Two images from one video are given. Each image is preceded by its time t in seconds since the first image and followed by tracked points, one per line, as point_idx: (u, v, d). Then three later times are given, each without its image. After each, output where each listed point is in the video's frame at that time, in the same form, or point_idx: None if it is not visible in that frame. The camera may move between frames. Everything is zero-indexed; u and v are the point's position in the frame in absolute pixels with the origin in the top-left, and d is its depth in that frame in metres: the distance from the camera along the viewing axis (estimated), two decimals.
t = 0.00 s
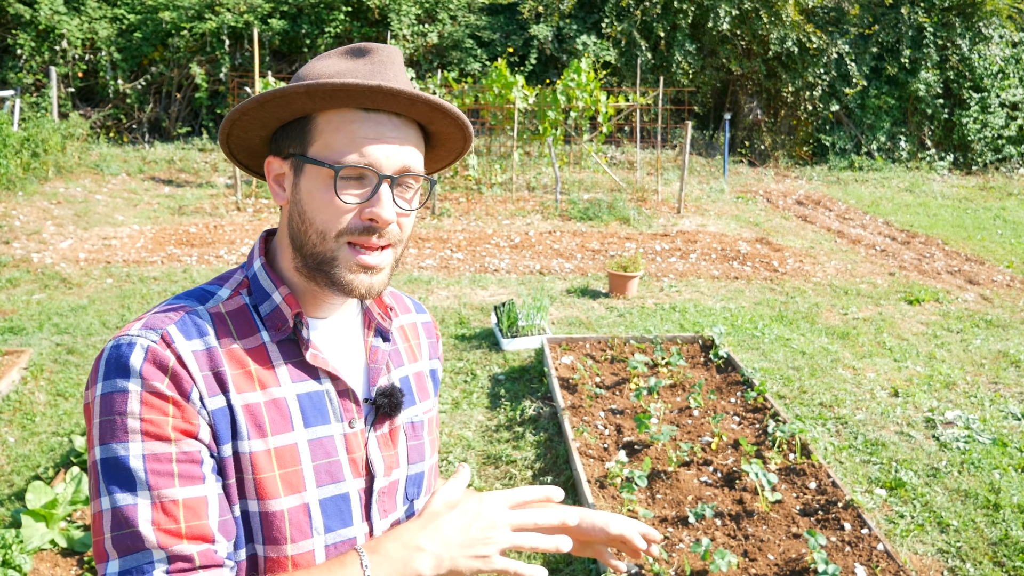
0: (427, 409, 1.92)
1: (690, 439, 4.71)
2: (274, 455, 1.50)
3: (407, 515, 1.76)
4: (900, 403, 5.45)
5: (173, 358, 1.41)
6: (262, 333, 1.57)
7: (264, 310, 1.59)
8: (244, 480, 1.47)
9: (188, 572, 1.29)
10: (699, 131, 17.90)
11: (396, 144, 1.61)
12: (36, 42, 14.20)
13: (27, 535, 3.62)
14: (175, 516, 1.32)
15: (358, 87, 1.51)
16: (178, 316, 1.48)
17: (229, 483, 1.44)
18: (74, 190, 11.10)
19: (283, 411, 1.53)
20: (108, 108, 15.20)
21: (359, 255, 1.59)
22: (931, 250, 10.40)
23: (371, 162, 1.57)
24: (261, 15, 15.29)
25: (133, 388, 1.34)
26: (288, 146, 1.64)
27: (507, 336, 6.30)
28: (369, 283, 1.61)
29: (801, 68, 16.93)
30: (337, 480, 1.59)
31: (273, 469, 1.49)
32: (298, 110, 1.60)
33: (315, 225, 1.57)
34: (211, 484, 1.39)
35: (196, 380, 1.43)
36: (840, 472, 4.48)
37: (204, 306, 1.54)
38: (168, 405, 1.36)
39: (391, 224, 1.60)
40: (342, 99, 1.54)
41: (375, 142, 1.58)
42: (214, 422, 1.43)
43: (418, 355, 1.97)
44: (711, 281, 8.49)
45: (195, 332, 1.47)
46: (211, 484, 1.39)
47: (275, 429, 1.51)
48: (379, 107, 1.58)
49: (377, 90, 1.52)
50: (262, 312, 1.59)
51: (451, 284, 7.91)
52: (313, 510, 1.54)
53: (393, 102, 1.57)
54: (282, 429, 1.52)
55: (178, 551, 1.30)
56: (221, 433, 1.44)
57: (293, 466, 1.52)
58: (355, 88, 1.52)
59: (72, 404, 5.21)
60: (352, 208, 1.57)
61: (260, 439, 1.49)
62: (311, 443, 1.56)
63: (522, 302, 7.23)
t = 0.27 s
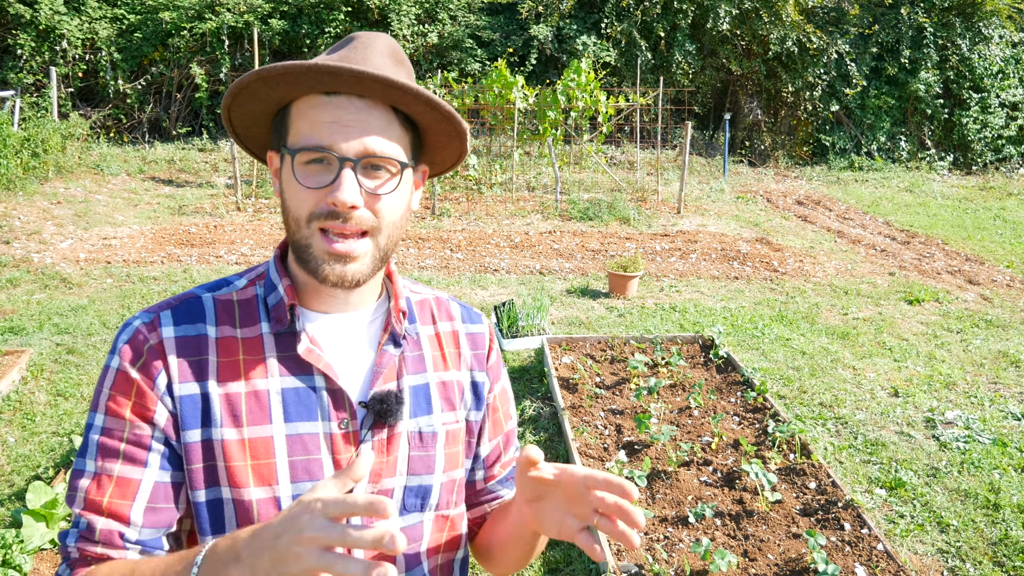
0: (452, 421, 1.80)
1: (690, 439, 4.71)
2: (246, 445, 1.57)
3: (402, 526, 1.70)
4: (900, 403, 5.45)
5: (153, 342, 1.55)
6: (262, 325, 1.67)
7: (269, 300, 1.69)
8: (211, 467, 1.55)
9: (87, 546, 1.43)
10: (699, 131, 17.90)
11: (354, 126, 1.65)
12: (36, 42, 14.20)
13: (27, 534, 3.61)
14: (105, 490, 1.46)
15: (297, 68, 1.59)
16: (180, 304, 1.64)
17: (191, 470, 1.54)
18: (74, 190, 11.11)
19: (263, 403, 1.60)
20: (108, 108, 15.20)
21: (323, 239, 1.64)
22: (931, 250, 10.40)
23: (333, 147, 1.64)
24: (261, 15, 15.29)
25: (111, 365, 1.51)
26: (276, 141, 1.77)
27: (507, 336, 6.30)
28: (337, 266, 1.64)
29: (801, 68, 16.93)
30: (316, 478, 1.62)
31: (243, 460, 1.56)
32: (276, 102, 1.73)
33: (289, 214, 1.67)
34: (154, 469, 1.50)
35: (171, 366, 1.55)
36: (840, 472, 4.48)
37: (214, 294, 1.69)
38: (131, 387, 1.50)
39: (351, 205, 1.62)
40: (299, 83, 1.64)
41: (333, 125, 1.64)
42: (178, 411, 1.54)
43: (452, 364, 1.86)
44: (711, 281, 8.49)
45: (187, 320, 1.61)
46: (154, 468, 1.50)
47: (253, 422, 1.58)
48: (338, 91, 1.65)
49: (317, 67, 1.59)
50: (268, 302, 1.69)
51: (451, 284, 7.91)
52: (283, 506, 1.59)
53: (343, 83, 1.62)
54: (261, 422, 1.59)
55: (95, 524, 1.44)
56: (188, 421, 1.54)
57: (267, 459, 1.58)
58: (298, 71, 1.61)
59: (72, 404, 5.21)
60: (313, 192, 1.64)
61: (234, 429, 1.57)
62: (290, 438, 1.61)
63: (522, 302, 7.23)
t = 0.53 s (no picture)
0: (456, 431, 1.72)
1: (690, 439, 4.71)
2: (235, 437, 1.64)
3: (389, 538, 1.66)
4: (900, 404, 5.45)
5: (162, 332, 1.71)
6: (269, 320, 1.74)
7: (281, 295, 1.75)
8: (202, 455, 1.65)
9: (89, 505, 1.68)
10: (699, 131, 17.90)
11: (338, 122, 1.66)
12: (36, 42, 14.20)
13: (28, 534, 3.62)
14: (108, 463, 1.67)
15: (275, 71, 1.63)
16: (197, 296, 1.76)
17: (183, 456, 1.65)
18: (74, 190, 11.11)
19: (254, 399, 1.67)
20: (109, 108, 15.20)
21: (316, 238, 1.64)
22: (931, 250, 10.41)
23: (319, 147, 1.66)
24: (261, 15, 15.30)
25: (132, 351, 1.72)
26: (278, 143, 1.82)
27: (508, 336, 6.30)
28: (329, 265, 1.65)
29: (801, 68, 16.92)
30: (298, 479, 1.65)
31: (231, 452, 1.64)
32: (271, 102, 1.78)
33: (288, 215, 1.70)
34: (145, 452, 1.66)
35: (173, 355, 1.69)
36: (840, 472, 4.48)
37: (233, 287, 1.80)
38: (139, 374, 1.69)
39: (339, 203, 1.62)
40: (283, 83, 1.68)
41: (317, 124, 1.67)
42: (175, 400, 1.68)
43: (466, 371, 1.76)
44: (711, 281, 8.50)
45: (199, 312, 1.73)
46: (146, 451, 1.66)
47: (244, 416, 1.65)
48: (322, 88, 1.66)
49: (295, 68, 1.62)
50: (280, 296, 1.75)
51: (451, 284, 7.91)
52: (264, 502, 1.64)
53: (321, 81, 1.64)
54: (251, 416, 1.66)
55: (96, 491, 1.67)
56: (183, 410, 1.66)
57: (253, 454, 1.64)
58: (278, 73, 1.65)
59: (72, 404, 5.22)
60: (305, 192, 1.66)
61: (225, 421, 1.65)
62: (277, 435, 1.65)
63: (522, 302, 7.23)
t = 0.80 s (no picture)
0: (450, 439, 1.71)
1: (690, 439, 4.71)
2: (229, 441, 1.65)
3: (379, 545, 1.67)
4: (900, 404, 5.45)
5: (163, 336, 1.73)
6: (266, 323, 1.74)
7: (278, 297, 1.75)
8: (199, 457, 1.66)
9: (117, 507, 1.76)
10: (699, 131, 17.89)
11: (332, 121, 1.66)
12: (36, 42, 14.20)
13: (28, 535, 3.61)
14: (125, 466, 1.73)
15: (267, 71, 1.63)
16: (198, 299, 1.77)
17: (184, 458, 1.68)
18: (74, 190, 11.11)
19: (249, 401, 1.67)
20: (108, 108, 15.20)
21: (311, 243, 1.65)
22: (931, 250, 10.40)
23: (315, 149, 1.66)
24: (261, 15, 15.28)
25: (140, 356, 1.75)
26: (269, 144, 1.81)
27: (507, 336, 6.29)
28: (326, 270, 1.65)
29: (801, 68, 16.92)
30: (289, 484, 1.65)
31: (224, 454, 1.65)
32: (262, 103, 1.78)
33: (281, 219, 1.70)
34: (153, 455, 1.71)
35: (173, 358, 1.71)
36: (840, 472, 4.48)
37: (235, 288, 1.81)
38: (143, 378, 1.72)
39: (335, 205, 1.62)
40: (275, 84, 1.67)
41: (310, 124, 1.67)
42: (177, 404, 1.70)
43: (463, 377, 1.74)
44: (711, 281, 8.50)
45: (198, 315, 1.74)
46: (154, 454, 1.71)
47: (238, 420, 1.66)
48: (314, 88, 1.66)
49: (286, 68, 1.61)
50: (276, 298, 1.75)
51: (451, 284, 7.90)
52: (257, 506, 1.65)
53: (314, 79, 1.63)
54: (245, 420, 1.66)
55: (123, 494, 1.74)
56: (183, 414, 1.68)
57: (245, 457, 1.65)
58: (269, 72, 1.64)
59: (73, 404, 5.22)
60: (301, 195, 1.66)
61: (220, 425, 1.66)
62: (268, 439, 1.66)
63: (522, 302, 7.23)
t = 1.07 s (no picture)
0: (448, 437, 1.71)
1: (690, 439, 4.71)
2: (227, 445, 1.65)
3: (381, 545, 1.66)
4: (900, 403, 5.45)
5: (155, 342, 1.71)
6: (261, 326, 1.74)
7: (272, 300, 1.75)
8: (196, 462, 1.66)
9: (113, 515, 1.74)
10: (699, 131, 17.89)
11: (331, 121, 1.66)
12: (36, 42, 14.21)
13: (27, 535, 3.62)
14: (121, 474, 1.72)
15: (266, 67, 1.62)
16: (190, 304, 1.76)
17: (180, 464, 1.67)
18: (74, 190, 11.10)
19: (246, 405, 1.67)
20: (108, 108, 15.20)
21: (309, 243, 1.65)
22: (931, 250, 10.40)
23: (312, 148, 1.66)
24: (261, 15, 15.26)
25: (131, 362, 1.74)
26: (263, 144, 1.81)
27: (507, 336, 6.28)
28: (323, 270, 1.65)
29: (801, 68, 16.92)
30: (288, 486, 1.65)
31: (222, 459, 1.64)
32: (257, 102, 1.77)
33: (276, 219, 1.70)
34: (150, 462, 1.69)
35: (167, 364, 1.70)
36: (840, 472, 4.48)
37: (228, 292, 1.80)
38: (135, 385, 1.71)
39: (333, 205, 1.63)
40: (273, 82, 1.67)
41: (307, 123, 1.67)
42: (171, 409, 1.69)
43: (460, 375, 1.75)
44: (711, 281, 8.49)
45: (191, 320, 1.73)
46: (149, 461, 1.70)
47: (235, 424, 1.66)
48: (313, 87, 1.66)
49: (287, 65, 1.61)
50: (270, 301, 1.75)
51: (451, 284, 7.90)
52: (256, 510, 1.64)
53: (314, 78, 1.64)
54: (242, 423, 1.66)
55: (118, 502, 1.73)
56: (178, 419, 1.67)
57: (244, 461, 1.65)
58: (267, 70, 1.64)
59: (72, 404, 5.21)
60: (297, 195, 1.66)
61: (217, 430, 1.66)
62: (266, 443, 1.66)
63: (522, 302, 7.22)
